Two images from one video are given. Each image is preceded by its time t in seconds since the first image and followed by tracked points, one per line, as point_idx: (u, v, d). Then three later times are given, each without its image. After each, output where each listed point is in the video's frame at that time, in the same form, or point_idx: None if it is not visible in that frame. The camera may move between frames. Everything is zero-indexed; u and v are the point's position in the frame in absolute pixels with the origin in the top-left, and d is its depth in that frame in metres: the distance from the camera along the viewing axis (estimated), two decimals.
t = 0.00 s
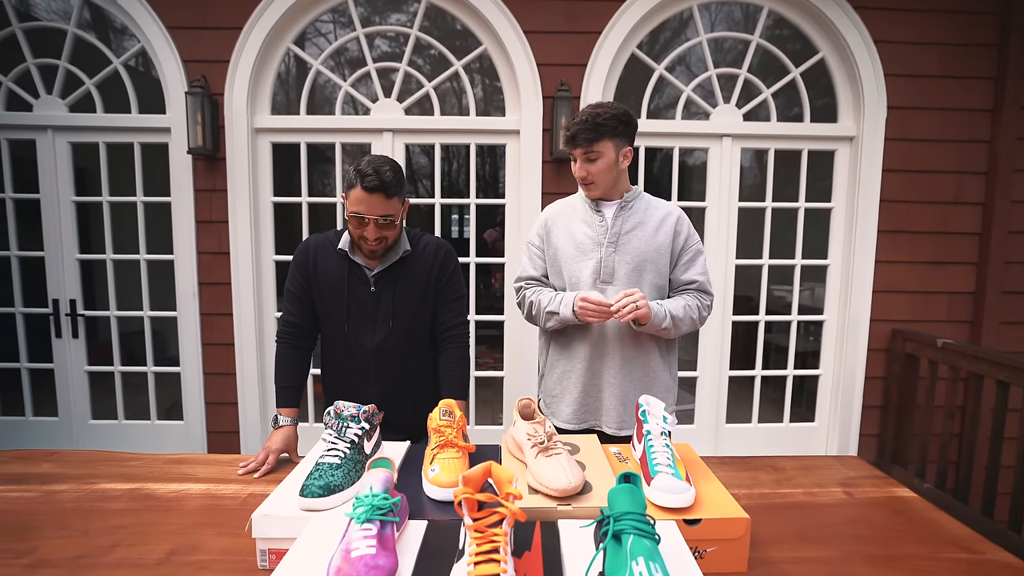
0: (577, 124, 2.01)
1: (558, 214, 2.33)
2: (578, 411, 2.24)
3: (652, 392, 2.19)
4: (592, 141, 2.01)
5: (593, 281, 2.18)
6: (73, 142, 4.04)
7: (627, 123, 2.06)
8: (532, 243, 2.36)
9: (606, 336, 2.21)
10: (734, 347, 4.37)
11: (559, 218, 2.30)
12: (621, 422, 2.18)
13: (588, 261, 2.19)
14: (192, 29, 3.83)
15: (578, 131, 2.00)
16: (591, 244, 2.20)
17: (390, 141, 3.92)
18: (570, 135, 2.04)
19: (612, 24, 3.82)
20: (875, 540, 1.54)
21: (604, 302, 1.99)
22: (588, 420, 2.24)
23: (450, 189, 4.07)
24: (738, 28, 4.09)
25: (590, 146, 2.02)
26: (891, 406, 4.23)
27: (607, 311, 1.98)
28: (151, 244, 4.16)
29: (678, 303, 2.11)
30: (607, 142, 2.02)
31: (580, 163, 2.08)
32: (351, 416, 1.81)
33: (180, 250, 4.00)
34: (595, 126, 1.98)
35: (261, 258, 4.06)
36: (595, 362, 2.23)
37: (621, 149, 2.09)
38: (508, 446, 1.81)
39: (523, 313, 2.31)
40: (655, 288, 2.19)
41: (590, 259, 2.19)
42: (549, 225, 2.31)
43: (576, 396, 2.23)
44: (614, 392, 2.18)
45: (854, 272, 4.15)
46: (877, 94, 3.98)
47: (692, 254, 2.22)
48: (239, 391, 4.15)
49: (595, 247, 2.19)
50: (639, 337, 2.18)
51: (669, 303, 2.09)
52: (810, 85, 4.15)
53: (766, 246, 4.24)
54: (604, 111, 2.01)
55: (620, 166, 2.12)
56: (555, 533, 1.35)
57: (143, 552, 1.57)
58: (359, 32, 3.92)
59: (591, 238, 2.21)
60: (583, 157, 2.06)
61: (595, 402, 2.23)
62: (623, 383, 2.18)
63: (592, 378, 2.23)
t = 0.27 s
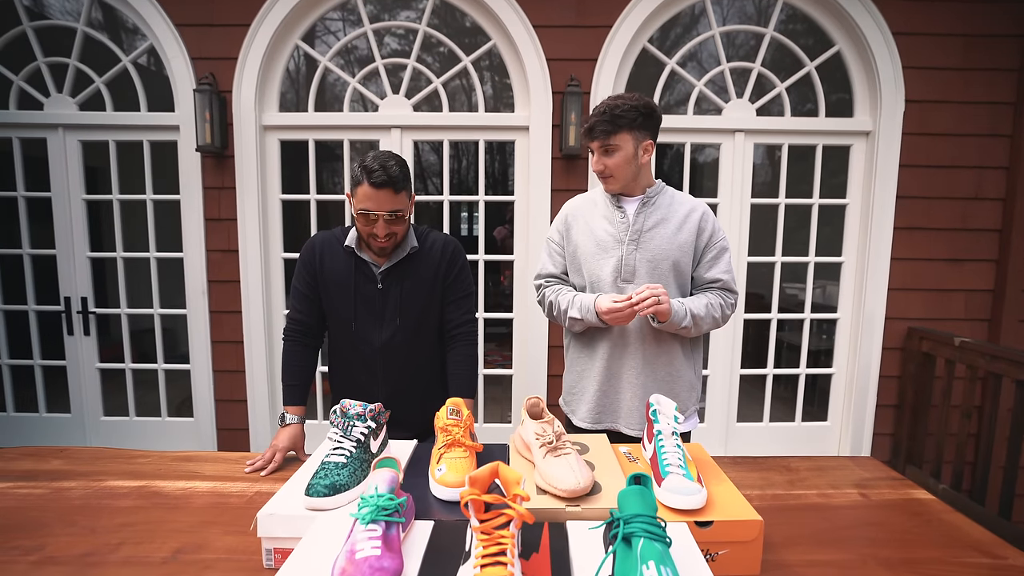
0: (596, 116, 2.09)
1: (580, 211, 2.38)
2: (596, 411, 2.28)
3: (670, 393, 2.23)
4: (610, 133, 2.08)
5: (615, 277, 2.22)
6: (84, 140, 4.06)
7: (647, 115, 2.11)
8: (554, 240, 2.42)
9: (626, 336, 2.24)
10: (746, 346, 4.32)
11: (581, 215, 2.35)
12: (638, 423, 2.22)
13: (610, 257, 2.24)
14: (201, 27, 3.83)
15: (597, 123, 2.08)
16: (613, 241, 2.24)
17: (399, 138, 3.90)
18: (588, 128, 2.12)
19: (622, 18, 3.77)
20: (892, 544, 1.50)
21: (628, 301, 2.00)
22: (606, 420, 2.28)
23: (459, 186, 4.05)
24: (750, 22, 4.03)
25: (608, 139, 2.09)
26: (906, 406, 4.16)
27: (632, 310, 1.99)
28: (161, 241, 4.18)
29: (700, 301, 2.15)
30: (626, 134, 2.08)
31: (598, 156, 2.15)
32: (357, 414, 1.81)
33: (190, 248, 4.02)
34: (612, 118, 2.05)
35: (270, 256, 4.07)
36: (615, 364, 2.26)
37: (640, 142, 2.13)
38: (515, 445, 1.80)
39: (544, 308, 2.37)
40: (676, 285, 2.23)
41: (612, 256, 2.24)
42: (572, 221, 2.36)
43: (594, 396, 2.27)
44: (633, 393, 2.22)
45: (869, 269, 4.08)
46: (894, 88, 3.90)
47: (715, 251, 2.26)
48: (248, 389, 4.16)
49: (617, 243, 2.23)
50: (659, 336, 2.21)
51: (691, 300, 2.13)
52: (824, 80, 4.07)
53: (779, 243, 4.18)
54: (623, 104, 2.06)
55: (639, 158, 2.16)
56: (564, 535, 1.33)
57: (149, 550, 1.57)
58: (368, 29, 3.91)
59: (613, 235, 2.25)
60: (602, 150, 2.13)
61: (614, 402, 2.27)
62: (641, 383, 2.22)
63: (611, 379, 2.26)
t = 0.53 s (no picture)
0: (604, 113, 2.10)
1: (587, 207, 2.37)
2: (604, 409, 2.28)
3: (677, 391, 2.22)
4: (619, 129, 2.08)
5: (622, 273, 2.22)
6: (87, 137, 4.07)
7: (656, 112, 2.12)
8: (560, 235, 2.42)
9: (634, 333, 2.23)
10: (750, 345, 4.31)
11: (589, 211, 2.34)
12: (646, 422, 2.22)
13: (618, 253, 2.23)
14: (204, 23, 3.82)
15: (605, 119, 2.09)
16: (620, 237, 2.24)
17: (402, 134, 3.89)
18: (596, 125, 2.13)
19: (627, 12, 3.75)
20: (897, 542, 1.49)
21: (632, 301, 2.00)
22: (614, 418, 2.28)
23: (463, 182, 4.04)
24: (755, 15, 4.00)
25: (617, 135, 2.10)
26: (912, 403, 4.14)
27: (637, 309, 1.99)
28: (165, 238, 4.17)
29: (707, 298, 2.13)
30: (634, 130, 2.09)
31: (607, 152, 2.16)
32: (360, 411, 1.81)
33: (192, 244, 4.02)
34: (621, 114, 2.06)
35: (274, 253, 4.07)
36: (622, 361, 2.25)
37: (649, 138, 2.14)
38: (520, 442, 1.81)
39: (550, 304, 2.37)
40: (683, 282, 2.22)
41: (619, 252, 2.23)
42: (579, 217, 2.35)
43: (602, 394, 2.27)
44: (641, 391, 2.22)
45: (875, 263, 4.06)
46: (901, 81, 3.87)
47: (723, 247, 2.24)
48: (251, 384, 4.17)
49: (624, 240, 2.23)
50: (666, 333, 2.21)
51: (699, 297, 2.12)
52: (831, 74, 4.04)
53: (785, 238, 4.15)
54: (632, 99, 2.08)
55: (648, 154, 2.17)
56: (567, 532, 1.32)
57: (153, 546, 1.57)
58: (370, 24, 3.89)
59: (620, 231, 2.24)
60: (610, 146, 2.14)
61: (623, 399, 2.27)
62: (649, 380, 2.21)
63: (618, 377, 2.26)
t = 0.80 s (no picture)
0: (618, 89, 1.85)
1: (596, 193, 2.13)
2: (613, 418, 2.04)
3: (695, 398, 1.99)
4: (635, 107, 1.84)
5: (634, 268, 1.99)
6: (46, 119, 3.87)
7: (675, 89, 1.88)
8: (565, 224, 2.16)
9: (646, 334, 2.00)
10: (781, 346, 4.05)
11: (598, 198, 2.10)
12: (661, 432, 1.99)
13: (629, 245, 2.00)
14: None
15: (620, 96, 1.85)
16: (633, 227, 2.00)
17: (394, 115, 3.68)
18: (611, 102, 1.88)
19: None
20: None
21: (644, 301, 1.79)
22: (624, 428, 2.05)
23: (461, 168, 3.82)
24: None
25: (632, 114, 1.86)
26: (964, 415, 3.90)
27: (650, 310, 1.78)
28: (131, 230, 3.97)
29: (728, 297, 1.91)
30: (651, 109, 1.85)
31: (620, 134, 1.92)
32: (347, 420, 1.57)
33: (173, 236, 3.78)
34: (638, 91, 1.83)
35: (252, 244, 3.84)
36: (633, 366, 2.02)
37: (667, 118, 1.91)
38: (523, 455, 1.64)
39: (551, 300, 2.13)
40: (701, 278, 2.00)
41: (632, 244, 2.00)
42: (586, 204, 2.11)
43: (611, 402, 2.03)
44: (654, 398, 1.99)
45: (921, 262, 3.84)
46: (948, 50, 3.66)
47: (745, 242, 2.03)
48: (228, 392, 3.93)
49: (638, 231, 1.99)
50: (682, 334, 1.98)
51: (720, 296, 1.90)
52: (867, 48, 3.83)
53: (818, 230, 3.93)
54: (649, 75, 1.85)
55: (667, 136, 1.93)
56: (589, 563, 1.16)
57: None
58: None
59: (633, 220, 2.01)
60: (624, 127, 1.90)
61: (633, 408, 2.04)
62: (662, 387, 1.98)
63: (628, 382, 2.03)
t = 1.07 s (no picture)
0: (634, 48, 1.19)
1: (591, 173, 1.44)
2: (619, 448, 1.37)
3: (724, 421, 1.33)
4: (654, 73, 1.18)
5: (643, 271, 1.33)
6: None
7: (707, 46, 1.24)
8: (561, 212, 1.45)
9: (663, 350, 1.34)
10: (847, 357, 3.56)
11: (601, 179, 1.41)
12: (684, 465, 1.33)
13: (638, 239, 1.34)
14: None
15: (635, 57, 1.18)
16: (645, 218, 1.34)
17: (366, 81, 2.45)
18: (623, 64, 1.20)
19: None
20: None
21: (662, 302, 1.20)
22: (634, 461, 1.37)
23: (447, 146, 2.60)
24: None
25: (654, 80, 1.18)
26: None
27: (670, 318, 1.19)
28: None
29: (759, 303, 1.29)
30: (675, 75, 1.19)
31: (634, 106, 1.24)
32: (309, 448, 1.03)
33: (16, 244, 2.57)
34: (659, 51, 1.17)
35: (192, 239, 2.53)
36: (649, 374, 1.35)
37: (697, 84, 1.23)
38: (519, 490, 1.11)
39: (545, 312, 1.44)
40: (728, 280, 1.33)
41: (643, 238, 1.34)
42: (581, 184, 1.42)
43: (616, 427, 1.36)
44: (679, 420, 1.32)
45: None
46: None
47: (784, 233, 1.35)
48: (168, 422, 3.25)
49: (652, 222, 1.33)
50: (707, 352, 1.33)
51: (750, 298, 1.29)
52: None
53: None
54: (670, 30, 1.19)
55: (694, 111, 1.26)
56: None
57: None
58: None
59: (647, 208, 1.34)
60: (641, 97, 1.21)
61: (643, 437, 1.36)
62: (683, 410, 1.32)
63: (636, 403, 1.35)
